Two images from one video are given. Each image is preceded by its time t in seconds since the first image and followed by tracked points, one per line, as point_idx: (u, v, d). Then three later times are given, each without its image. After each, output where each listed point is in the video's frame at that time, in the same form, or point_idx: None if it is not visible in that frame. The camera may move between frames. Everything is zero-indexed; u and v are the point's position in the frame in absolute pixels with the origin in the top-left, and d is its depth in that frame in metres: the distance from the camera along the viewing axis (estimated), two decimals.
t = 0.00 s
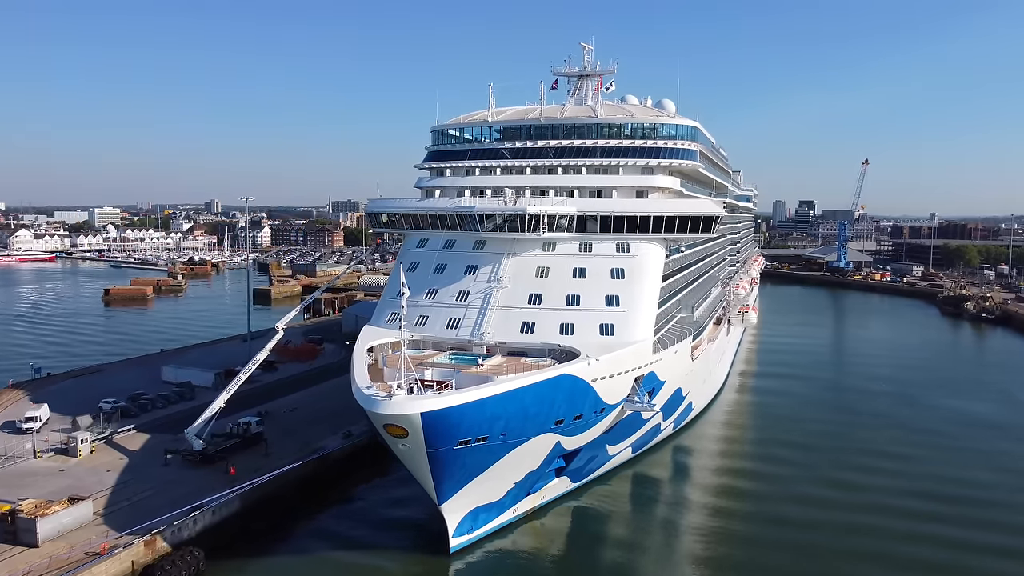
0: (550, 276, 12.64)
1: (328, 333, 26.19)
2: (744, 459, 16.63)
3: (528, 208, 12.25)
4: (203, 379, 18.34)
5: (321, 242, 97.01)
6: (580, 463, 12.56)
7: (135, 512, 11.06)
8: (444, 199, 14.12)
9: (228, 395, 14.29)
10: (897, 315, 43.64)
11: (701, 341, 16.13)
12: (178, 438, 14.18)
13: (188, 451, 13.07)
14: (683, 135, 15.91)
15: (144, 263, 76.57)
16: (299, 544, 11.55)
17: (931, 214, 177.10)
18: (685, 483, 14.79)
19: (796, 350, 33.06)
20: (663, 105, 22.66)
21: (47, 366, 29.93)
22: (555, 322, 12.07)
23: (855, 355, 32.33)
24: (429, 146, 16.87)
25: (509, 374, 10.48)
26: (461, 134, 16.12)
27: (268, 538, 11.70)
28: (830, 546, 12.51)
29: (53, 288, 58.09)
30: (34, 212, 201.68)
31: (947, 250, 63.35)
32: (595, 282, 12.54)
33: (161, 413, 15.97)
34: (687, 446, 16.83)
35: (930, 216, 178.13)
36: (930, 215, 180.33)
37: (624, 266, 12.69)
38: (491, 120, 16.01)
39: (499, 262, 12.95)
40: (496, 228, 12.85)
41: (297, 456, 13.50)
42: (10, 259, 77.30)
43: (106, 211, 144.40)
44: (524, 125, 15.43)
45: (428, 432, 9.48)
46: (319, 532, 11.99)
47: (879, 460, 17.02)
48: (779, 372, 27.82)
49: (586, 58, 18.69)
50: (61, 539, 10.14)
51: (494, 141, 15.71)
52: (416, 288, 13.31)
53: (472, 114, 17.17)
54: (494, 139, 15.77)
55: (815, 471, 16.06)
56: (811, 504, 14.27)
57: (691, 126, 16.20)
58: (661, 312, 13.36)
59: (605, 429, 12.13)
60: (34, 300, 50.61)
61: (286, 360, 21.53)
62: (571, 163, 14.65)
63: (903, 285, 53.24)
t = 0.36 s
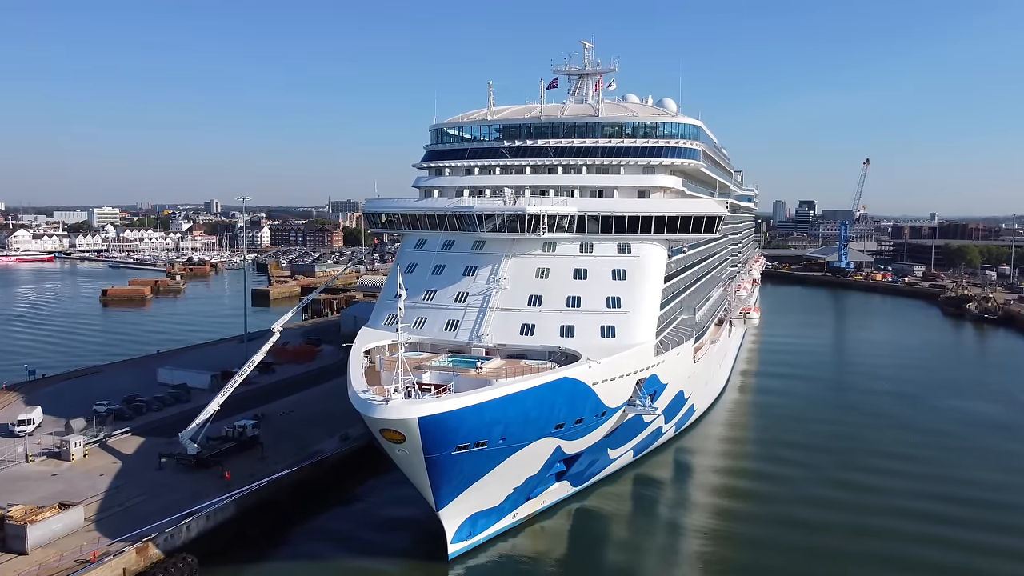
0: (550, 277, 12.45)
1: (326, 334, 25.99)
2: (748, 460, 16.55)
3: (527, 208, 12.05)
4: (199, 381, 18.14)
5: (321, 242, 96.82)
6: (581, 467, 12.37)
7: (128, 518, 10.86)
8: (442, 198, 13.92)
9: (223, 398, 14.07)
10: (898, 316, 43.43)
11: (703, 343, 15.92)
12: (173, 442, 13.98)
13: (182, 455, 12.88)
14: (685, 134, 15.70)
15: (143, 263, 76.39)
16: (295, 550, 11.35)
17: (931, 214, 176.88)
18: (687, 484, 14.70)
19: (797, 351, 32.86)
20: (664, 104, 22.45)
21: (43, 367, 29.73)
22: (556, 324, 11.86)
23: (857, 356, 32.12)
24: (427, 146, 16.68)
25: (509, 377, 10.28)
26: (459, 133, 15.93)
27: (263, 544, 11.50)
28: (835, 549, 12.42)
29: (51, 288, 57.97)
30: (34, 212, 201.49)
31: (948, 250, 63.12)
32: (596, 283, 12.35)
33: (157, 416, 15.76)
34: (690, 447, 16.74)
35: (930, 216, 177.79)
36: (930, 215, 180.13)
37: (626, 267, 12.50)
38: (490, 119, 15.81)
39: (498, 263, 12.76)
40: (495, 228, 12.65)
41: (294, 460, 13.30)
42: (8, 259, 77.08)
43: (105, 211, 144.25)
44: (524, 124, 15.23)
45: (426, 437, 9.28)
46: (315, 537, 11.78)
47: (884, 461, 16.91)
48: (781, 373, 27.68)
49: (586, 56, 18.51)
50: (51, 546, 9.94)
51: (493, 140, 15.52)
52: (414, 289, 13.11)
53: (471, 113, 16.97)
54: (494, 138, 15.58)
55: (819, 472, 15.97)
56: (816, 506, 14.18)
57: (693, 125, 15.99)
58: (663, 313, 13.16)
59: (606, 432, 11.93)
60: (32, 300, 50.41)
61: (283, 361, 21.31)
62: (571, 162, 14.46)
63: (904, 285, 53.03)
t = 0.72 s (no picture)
0: (550, 278, 12.25)
1: (325, 335, 25.78)
2: (750, 461, 16.38)
3: (527, 208, 11.84)
4: (195, 383, 17.92)
5: (321, 242, 96.64)
6: (582, 471, 12.17)
7: (119, 524, 10.66)
8: (441, 198, 13.73)
9: (219, 401, 13.86)
10: (900, 316, 43.25)
11: (706, 345, 15.71)
12: (168, 445, 13.77)
13: (177, 459, 12.67)
14: (687, 132, 15.50)
15: (142, 264, 76.16)
16: (290, 556, 11.14)
17: (931, 215, 176.83)
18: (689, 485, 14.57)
19: (799, 351, 32.66)
20: (665, 104, 22.26)
21: (40, 368, 29.53)
22: (556, 326, 11.66)
23: (858, 357, 31.91)
24: (425, 145, 16.49)
25: (508, 381, 10.06)
26: (459, 132, 15.75)
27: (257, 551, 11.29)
28: (841, 550, 12.24)
29: (49, 288, 57.75)
30: (33, 212, 201.29)
31: (950, 250, 62.88)
32: (597, 284, 12.15)
33: (151, 419, 15.56)
34: (692, 449, 16.60)
35: (931, 216, 177.58)
36: (931, 215, 179.81)
37: (627, 268, 12.30)
38: (489, 118, 15.62)
39: (497, 264, 12.56)
40: (494, 229, 12.45)
41: (290, 464, 13.10)
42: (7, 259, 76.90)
43: (105, 211, 144.12)
44: (524, 123, 15.05)
45: (423, 442, 9.07)
46: (311, 543, 11.56)
47: (891, 461, 16.70)
48: (783, 373, 27.54)
49: (586, 54, 18.36)
50: (41, 554, 9.74)
51: (492, 139, 15.32)
52: (412, 291, 12.91)
53: (470, 112, 16.79)
54: (493, 137, 15.38)
55: (825, 473, 15.79)
56: (822, 507, 13.97)
57: (696, 124, 15.79)
58: (665, 315, 12.95)
59: (607, 436, 11.73)
60: (29, 301, 50.21)
61: (281, 363, 21.09)
62: (572, 161, 14.27)
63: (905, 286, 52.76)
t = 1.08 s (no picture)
0: (551, 279, 12.04)
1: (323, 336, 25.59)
2: (756, 462, 16.25)
3: (527, 208, 11.63)
4: (191, 386, 17.70)
5: (320, 241, 96.44)
6: (583, 475, 11.97)
7: (112, 530, 10.46)
8: (439, 198, 13.52)
9: (214, 404, 13.65)
10: (902, 317, 43.08)
11: (708, 347, 15.50)
12: (162, 449, 13.55)
13: (171, 463, 12.47)
14: (689, 131, 15.28)
15: (141, 264, 75.92)
16: (285, 563, 10.93)
17: (931, 215, 176.70)
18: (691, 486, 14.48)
19: (800, 352, 32.49)
20: (667, 103, 22.06)
21: (37, 369, 29.34)
22: (556, 329, 11.45)
23: (860, 357, 31.70)
24: (424, 144, 16.28)
25: (507, 385, 9.85)
26: (458, 132, 15.56)
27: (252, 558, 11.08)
28: (849, 552, 12.08)
29: (48, 288, 57.59)
30: (36, 212, 202.21)
31: (952, 250, 62.60)
32: (598, 285, 11.94)
33: (146, 421, 15.35)
34: (694, 450, 16.48)
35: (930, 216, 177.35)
36: (931, 215, 179.48)
37: (628, 269, 12.10)
38: (489, 117, 15.41)
39: (497, 265, 12.35)
40: (494, 229, 12.24)
41: (286, 468, 12.89)
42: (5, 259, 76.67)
43: (104, 212, 144.01)
44: (523, 122, 14.85)
45: (420, 448, 8.86)
46: (307, 550, 11.34)
47: (894, 462, 16.60)
48: (784, 373, 27.45)
49: (587, 53, 18.22)
50: (29, 561, 9.53)
51: (492, 138, 15.11)
52: (410, 292, 12.69)
53: (469, 110, 16.60)
54: (493, 136, 15.17)
55: (831, 474, 15.64)
56: (829, 508, 13.81)
57: (698, 123, 15.58)
58: (667, 317, 12.74)
59: (608, 441, 11.51)
60: (26, 301, 49.96)
61: (278, 365, 20.85)
62: (572, 160, 14.08)
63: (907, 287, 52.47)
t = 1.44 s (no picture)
0: (551, 281, 11.86)
1: (322, 337, 25.40)
2: (765, 464, 16.18)
3: (527, 208, 11.44)
4: (187, 388, 17.50)
5: (320, 242, 96.24)
6: (584, 480, 11.77)
7: (104, 537, 10.27)
8: (438, 198, 13.34)
9: (210, 407, 13.46)
10: (903, 318, 42.95)
11: (711, 348, 15.32)
12: (156, 453, 13.35)
13: (165, 468, 12.28)
14: (691, 131, 15.10)
15: (139, 265, 75.63)
16: (281, 569, 10.75)
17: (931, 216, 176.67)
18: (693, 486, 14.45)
19: (802, 353, 32.35)
20: (668, 101, 21.87)
21: (34, 370, 29.14)
22: (556, 331, 11.27)
23: (862, 358, 31.54)
24: (422, 144, 16.10)
25: (507, 388, 9.67)
26: (457, 131, 15.37)
27: (247, 564, 10.90)
28: (863, 554, 12.00)
29: (46, 289, 57.36)
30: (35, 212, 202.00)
31: (953, 250, 62.39)
32: (600, 287, 11.75)
33: (141, 424, 15.16)
34: (696, 450, 16.41)
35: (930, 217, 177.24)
36: (932, 215, 179.46)
37: (630, 270, 11.92)
38: (488, 116, 15.23)
39: (496, 266, 12.16)
40: (493, 230, 12.05)
41: (283, 472, 12.70)
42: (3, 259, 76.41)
43: (104, 212, 143.99)
44: (523, 121, 14.67)
45: (418, 454, 8.67)
46: (303, 557, 11.15)
47: (896, 463, 16.54)
48: (785, 374, 27.38)
49: (587, 52, 18.06)
50: (19, 569, 9.34)
51: (491, 137, 14.93)
52: (408, 294, 12.50)
53: (468, 109, 16.42)
54: (492, 135, 14.99)
55: (842, 477, 15.58)
56: (841, 510, 13.74)
57: (700, 122, 15.39)
58: (670, 318, 12.57)
59: (610, 444, 11.33)
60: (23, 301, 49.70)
61: (276, 367, 20.66)
62: (573, 160, 13.91)
63: (908, 288, 52.26)
